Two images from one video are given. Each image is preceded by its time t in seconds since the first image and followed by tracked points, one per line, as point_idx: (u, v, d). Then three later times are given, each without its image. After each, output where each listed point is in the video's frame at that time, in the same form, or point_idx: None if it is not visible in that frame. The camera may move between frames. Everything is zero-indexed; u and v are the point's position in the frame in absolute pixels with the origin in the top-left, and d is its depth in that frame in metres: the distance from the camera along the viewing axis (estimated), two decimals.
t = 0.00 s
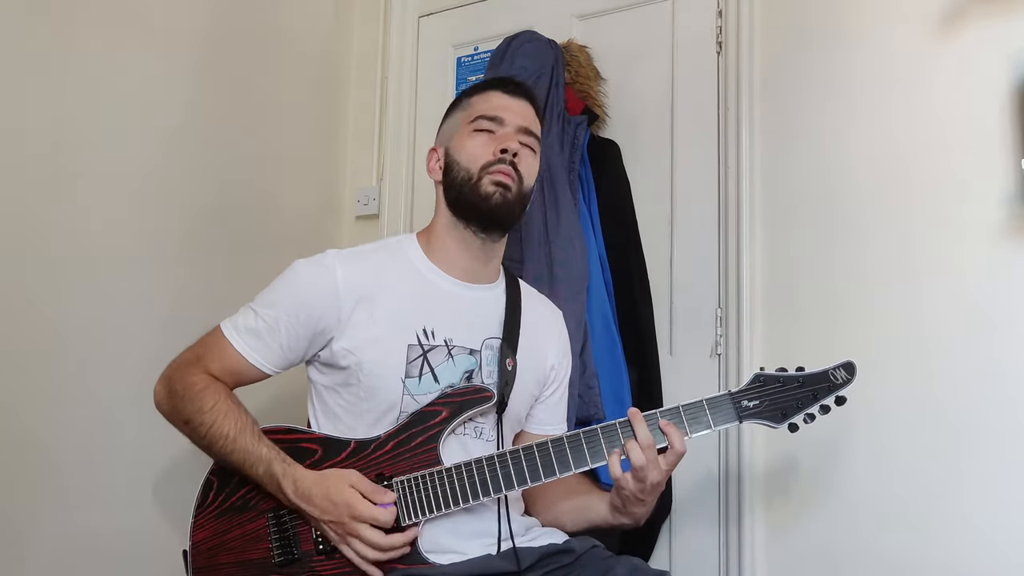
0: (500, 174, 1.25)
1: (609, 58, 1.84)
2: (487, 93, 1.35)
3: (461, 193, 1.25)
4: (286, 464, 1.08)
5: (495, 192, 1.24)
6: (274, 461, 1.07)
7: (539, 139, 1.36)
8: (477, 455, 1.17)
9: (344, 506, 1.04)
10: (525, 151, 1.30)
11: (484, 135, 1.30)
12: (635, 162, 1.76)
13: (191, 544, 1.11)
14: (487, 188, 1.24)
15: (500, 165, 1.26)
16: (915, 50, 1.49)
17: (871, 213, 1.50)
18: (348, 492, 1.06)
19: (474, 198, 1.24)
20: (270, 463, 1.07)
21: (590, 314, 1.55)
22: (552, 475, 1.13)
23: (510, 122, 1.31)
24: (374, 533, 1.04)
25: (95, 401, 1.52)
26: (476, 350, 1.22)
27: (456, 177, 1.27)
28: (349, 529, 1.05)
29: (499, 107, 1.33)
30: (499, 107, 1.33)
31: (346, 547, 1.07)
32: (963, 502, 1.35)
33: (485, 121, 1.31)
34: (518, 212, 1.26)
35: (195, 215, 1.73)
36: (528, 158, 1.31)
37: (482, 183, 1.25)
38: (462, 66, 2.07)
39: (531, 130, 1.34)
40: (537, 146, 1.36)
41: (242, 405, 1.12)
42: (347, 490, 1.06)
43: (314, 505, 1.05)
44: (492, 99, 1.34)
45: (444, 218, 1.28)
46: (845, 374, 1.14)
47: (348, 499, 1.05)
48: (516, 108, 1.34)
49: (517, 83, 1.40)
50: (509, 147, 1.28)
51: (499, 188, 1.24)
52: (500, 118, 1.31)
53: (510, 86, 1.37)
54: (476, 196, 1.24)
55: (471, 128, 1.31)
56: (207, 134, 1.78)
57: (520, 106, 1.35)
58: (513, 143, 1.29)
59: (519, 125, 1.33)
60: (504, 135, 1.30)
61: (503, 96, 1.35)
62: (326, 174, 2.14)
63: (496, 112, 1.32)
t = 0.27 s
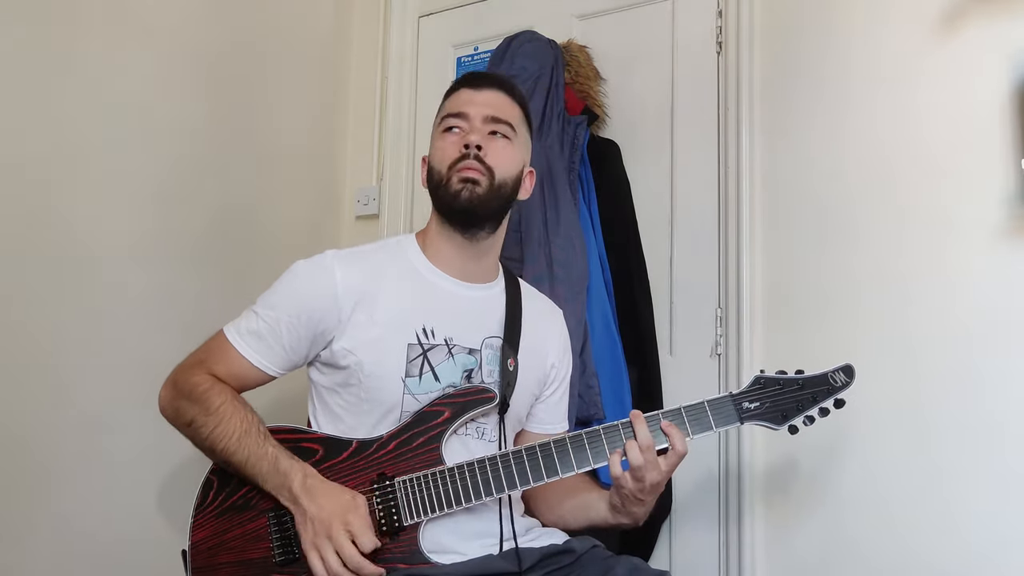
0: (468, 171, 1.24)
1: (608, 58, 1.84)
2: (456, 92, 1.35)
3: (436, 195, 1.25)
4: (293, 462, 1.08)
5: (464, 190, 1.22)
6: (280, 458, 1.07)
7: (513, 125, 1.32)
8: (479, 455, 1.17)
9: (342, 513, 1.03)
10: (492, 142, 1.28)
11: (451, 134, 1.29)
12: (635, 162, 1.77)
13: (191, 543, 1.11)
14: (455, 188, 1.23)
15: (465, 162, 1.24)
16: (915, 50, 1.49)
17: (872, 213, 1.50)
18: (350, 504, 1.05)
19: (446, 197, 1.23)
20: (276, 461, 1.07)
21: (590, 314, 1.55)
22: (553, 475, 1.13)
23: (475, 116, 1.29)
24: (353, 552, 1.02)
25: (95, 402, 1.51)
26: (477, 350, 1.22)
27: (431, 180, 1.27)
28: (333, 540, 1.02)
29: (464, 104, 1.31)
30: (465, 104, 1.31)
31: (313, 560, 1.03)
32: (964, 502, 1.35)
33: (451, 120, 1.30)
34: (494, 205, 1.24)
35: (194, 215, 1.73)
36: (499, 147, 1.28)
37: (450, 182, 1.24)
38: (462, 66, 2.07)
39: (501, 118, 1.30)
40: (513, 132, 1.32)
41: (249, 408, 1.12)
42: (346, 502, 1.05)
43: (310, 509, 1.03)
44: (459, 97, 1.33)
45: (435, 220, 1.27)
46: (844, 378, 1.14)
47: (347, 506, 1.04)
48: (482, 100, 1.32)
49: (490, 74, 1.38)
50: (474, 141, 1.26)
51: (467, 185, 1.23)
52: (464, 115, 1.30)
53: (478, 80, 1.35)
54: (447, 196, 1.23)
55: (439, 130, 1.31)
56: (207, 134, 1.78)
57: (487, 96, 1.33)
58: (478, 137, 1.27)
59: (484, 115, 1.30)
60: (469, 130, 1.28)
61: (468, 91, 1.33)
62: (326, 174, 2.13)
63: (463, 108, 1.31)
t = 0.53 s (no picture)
0: (445, 181, 1.23)
1: (608, 57, 1.84)
2: (442, 96, 1.33)
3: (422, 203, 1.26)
4: (294, 444, 1.09)
5: (443, 201, 1.22)
6: (282, 444, 1.08)
7: (497, 128, 1.28)
8: (478, 455, 1.17)
9: (350, 474, 1.05)
10: (471, 149, 1.25)
11: (434, 141, 1.28)
12: (635, 162, 1.76)
13: (191, 544, 1.11)
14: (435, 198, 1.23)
15: (443, 172, 1.23)
16: (915, 50, 1.49)
17: (872, 213, 1.50)
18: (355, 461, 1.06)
19: (428, 206, 1.24)
20: (280, 445, 1.08)
21: (590, 314, 1.55)
22: (552, 475, 1.13)
23: (456, 122, 1.27)
24: (384, 500, 1.04)
25: (95, 402, 1.51)
26: (476, 350, 1.22)
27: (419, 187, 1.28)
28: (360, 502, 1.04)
29: (447, 109, 1.29)
30: (448, 109, 1.29)
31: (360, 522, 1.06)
32: (964, 502, 1.35)
33: (434, 127, 1.29)
34: (474, 215, 1.22)
35: (194, 215, 1.73)
36: (479, 154, 1.25)
37: (432, 191, 1.23)
38: (462, 66, 2.07)
39: (482, 122, 1.27)
40: (497, 135, 1.28)
41: (250, 400, 1.12)
42: (352, 462, 1.06)
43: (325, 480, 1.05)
44: (445, 101, 1.31)
45: (428, 226, 1.27)
46: (845, 377, 1.15)
47: (353, 467, 1.06)
48: (465, 105, 1.29)
49: (477, 73, 1.34)
50: (451, 150, 1.24)
51: (446, 196, 1.22)
52: (445, 121, 1.28)
53: (462, 83, 1.32)
54: (429, 205, 1.23)
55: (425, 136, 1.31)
56: (207, 135, 1.78)
57: (470, 100, 1.29)
58: (455, 146, 1.25)
59: (464, 120, 1.27)
60: (450, 137, 1.27)
61: (450, 95, 1.31)
62: (326, 174, 2.14)
63: (446, 114, 1.29)
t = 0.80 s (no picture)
0: (437, 187, 1.22)
1: (608, 57, 1.84)
2: (434, 98, 1.32)
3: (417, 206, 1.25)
4: (288, 461, 1.08)
5: (435, 206, 1.22)
6: (276, 459, 1.08)
7: (489, 131, 1.27)
8: (478, 455, 1.17)
9: (347, 504, 1.05)
10: (463, 154, 1.25)
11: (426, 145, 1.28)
12: (635, 162, 1.76)
13: (191, 545, 1.11)
14: (428, 202, 1.23)
15: (435, 177, 1.23)
16: (916, 49, 1.49)
17: (872, 213, 1.50)
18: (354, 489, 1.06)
19: (423, 210, 1.24)
20: (273, 461, 1.07)
21: (590, 314, 1.55)
22: (552, 475, 1.13)
23: (448, 126, 1.26)
24: (372, 536, 1.04)
25: (95, 402, 1.52)
26: (475, 351, 1.22)
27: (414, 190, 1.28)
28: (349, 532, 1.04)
29: (440, 112, 1.28)
30: (440, 112, 1.28)
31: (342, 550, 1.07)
32: (964, 502, 1.34)
33: (426, 131, 1.29)
34: (468, 219, 1.22)
35: (194, 215, 1.73)
36: (471, 159, 1.25)
37: (426, 197, 1.23)
38: (462, 66, 2.07)
39: (475, 126, 1.26)
40: (490, 139, 1.27)
41: (246, 407, 1.13)
42: (351, 490, 1.06)
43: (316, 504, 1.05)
44: (436, 104, 1.30)
45: (426, 227, 1.26)
46: (844, 376, 1.14)
47: (351, 496, 1.05)
48: (457, 108, 1.27)
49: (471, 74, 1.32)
50: (442, 156, 1.23)
51: (438, 201, 1.22)
52: (437, 125, 1.27)
53: (454, 84, 1.31)
54: (423, 209, 1.23)
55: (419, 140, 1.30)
56: (207, 135, 1.78)
57: (462, 103, 1.28)
58: (446, 150, 1.24)
59: (456, 125, 1.26)
60: (442, 142, 1.26)
61: (442, 98, 1.29)
62: (326, 174, 2.14)
63: (438, 117, 1.28)
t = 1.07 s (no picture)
0: (432, 193, 1.22)
1: (608, 57, 1.84)
2: (429, 101, 1.30)
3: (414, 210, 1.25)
4: (287, 459, 1.08)
5: (430, 213, 1.21)
6: (275, 457, 1.08)
7: (485, 136, 1.25)
8: (477, 454, 1.17)
9: (345, 502, 1.05)
10: (458, 160, 1.23)
11: (422, 150, 1.26)
12: (635, 162, 1.76)
13: (191, 545, 1.11)
14: (424, 209, 1.22)
15: (431, 184, 1.22)
16: (916, 49, 1.49)
17: (872, 213, 1.50)
18: (352, 488, 1.06)
19: (419, 216, 1.23)
20: (271, 459, 1.07)
21: (590, 314, 1.55)
22: (551, 475, 1.13)
23: (442, 131, 1.24)
24: (369, 534, 1.04)
25: (95, 401, 1.52)
26: (473, 351, 1.22)
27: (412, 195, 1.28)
28: (348, 530, 1.04)
29: (435, 116, 1.26)
30: (435, 116, 1.26)
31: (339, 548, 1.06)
32: (965, 502, 1.34)
33: (422, 135, 1.27)
34: (464, 225, 1.21)
35: (194, 216, 1.73)
36: (466, 165, 1.23)
37: (422, 203, 1.23)
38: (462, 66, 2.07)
39: (469, 132, 1.24)
40: (485, 144, 1.26)
41: (243, 405, 1.12)
42: (349, 488, 1.06)
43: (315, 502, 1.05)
44: (432, 108, 1.28)
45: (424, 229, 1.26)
46: (841, 373, 1.14)
47: (349, 494, 1.05)
48: (452, 112, 1.26)
49: (467, 75, 1.30)
50: (438, 163, 1.22)
51: (433, 208, 1.21)
52: (433, 130, 1.25)
53: (449, 88, 1.29)
54: (419, 214, 1.23)
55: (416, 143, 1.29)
56: (207, 135, 1.78)
57: (457, 107, 1.26)
58: (440, 157, 1.23)
59: (451, 130, 1.24)
60: (437, 148, 1.24)
61: (437, 101, 1.28)
62: (326, 174, 2.14)
63: (433, 122, 1.26)
